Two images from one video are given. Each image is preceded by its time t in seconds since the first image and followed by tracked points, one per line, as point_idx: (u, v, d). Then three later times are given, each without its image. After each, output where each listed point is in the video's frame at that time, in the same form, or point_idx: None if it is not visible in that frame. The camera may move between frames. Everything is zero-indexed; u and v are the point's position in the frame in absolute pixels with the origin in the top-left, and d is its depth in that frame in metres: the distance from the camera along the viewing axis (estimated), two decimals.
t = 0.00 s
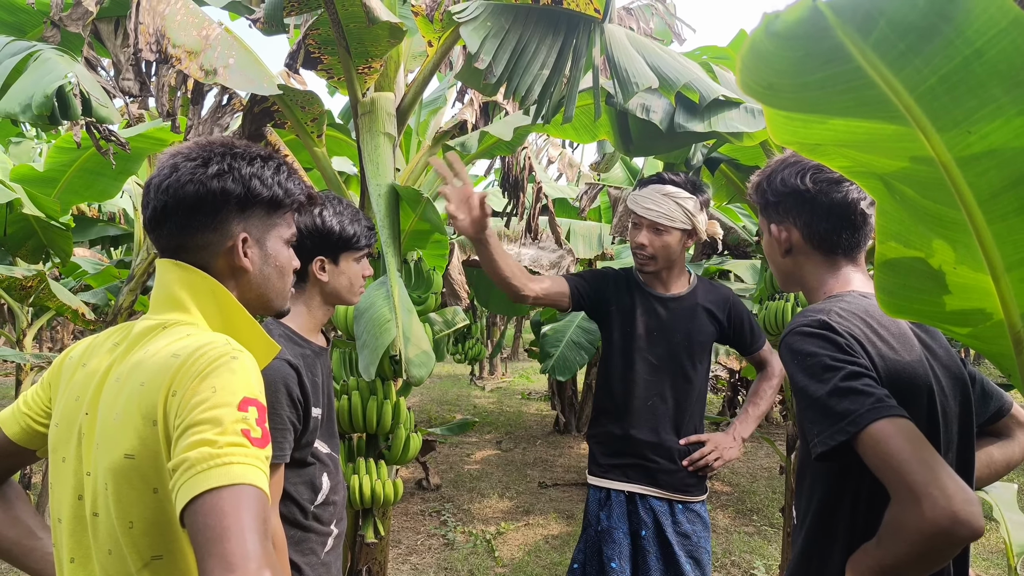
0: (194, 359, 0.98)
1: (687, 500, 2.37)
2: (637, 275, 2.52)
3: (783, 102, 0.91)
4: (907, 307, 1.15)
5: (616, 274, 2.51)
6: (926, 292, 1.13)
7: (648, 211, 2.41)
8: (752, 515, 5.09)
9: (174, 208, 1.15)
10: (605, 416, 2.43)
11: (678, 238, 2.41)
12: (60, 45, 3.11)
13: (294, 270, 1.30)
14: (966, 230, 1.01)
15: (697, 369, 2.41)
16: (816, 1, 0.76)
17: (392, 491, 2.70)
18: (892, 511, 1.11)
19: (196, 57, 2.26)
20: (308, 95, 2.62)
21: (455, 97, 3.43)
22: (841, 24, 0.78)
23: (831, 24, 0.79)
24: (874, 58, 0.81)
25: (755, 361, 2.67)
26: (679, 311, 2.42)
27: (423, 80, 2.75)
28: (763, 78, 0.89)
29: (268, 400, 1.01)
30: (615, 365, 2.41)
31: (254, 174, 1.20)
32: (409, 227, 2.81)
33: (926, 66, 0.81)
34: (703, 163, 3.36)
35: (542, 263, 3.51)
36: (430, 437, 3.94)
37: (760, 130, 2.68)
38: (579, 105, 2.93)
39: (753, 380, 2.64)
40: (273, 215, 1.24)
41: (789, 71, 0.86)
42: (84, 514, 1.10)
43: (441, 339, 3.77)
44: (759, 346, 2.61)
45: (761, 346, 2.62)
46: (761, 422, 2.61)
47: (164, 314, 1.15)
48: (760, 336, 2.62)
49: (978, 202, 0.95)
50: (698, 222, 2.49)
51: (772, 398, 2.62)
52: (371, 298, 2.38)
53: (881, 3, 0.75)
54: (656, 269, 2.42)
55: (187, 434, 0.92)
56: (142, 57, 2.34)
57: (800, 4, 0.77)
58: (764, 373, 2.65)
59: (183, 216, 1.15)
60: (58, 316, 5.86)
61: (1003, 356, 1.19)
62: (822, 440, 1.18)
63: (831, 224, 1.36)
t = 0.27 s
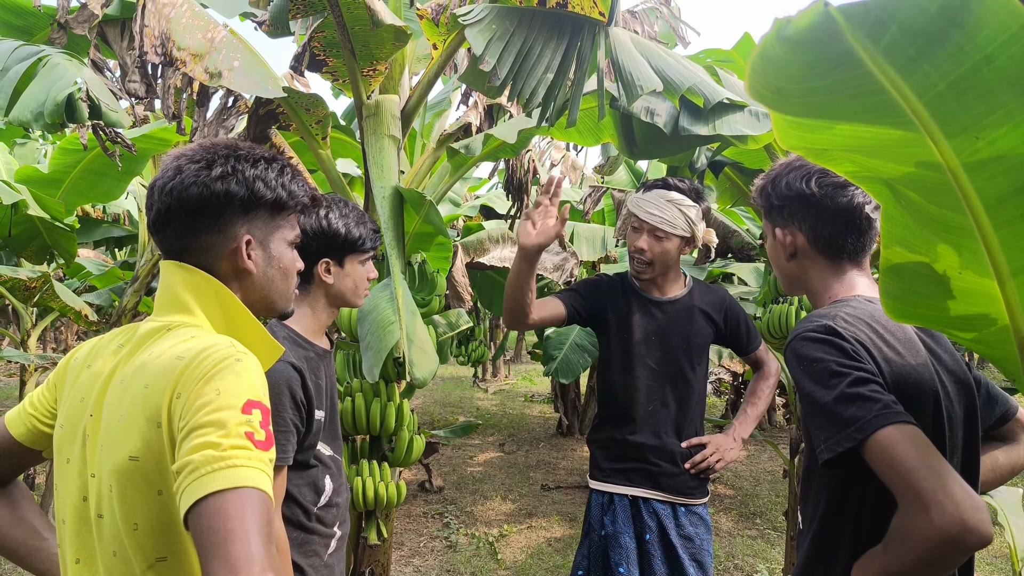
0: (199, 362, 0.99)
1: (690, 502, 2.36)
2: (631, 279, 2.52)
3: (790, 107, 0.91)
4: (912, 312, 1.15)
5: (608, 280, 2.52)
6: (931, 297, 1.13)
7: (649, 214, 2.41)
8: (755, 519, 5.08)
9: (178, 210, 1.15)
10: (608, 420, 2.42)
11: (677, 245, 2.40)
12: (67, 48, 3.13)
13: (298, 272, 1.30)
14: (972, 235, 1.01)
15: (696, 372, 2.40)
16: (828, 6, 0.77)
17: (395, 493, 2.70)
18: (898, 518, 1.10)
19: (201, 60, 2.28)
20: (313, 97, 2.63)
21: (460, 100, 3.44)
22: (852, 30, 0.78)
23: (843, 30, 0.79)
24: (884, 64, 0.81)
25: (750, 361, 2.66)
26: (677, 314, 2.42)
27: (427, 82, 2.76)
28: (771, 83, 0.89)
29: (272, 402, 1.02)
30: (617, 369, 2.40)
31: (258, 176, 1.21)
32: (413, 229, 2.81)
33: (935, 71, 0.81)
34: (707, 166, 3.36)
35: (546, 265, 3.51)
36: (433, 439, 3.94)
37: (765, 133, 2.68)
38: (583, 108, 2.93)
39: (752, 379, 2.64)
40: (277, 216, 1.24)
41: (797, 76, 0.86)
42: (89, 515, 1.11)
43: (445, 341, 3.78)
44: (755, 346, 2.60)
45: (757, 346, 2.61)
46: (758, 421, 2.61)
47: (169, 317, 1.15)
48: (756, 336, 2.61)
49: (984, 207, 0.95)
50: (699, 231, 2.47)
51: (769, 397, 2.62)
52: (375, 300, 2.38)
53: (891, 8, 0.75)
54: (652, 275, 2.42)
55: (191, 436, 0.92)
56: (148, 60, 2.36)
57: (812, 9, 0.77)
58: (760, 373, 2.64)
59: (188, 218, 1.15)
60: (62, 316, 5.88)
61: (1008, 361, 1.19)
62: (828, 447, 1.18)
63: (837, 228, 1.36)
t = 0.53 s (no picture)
0: (204, 368, 0.99)
1: (692, 505, 2.35)
2: (632, 282, 2.50)
3: (792, 111, 0.92)
4: (917, 314, 1.15)
5: (605, 288, 2.46)
6: (936, 300, 1.12)
7: (654, 204, 2.43)
8: (761, 522, 5.06)
9: (182, 216, 1.16)
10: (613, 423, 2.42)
11: (681, 236, 2.43)
12: (73, 54, 3.15)
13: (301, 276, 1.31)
14: (976, 238, 1.01)
15: (700, 374, 2.40)
16: (826, 12, 0.76)
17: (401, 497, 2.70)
18: (906, 522, 1.10)
19: (207, 66, 2.28)
20: (317, 102, 2.64)
21: (463, 104, 3.45)
22: (850, 35, 0.78)
23: (841, 34, 0.78)
24: (884, 68, 0.81)
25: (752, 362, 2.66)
26: (680, 317, 2.42)
27: (431, 86, 2.77)
28: (773, 88, 0.89)
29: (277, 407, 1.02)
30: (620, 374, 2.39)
31: (262, 181, 1.21)
32: (417, 233, 2.82)
33: (935, 75, 0.81)
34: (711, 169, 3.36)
35: (550, 268, 3.52)
36: (438, 442, 3.94)
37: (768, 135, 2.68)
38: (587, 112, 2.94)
39: (753, 380, 2.63)
40: (280, 221, 1.25)
41: (798, 81, 0.86)
42: (96, 521, 1.12)
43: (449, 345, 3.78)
44: (756, 347, 2.60)
45: (759, 347, 2.60)
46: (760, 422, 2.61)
47: (174, 322, 1.16)
48: (757, 337, 2.60)
49: (988, 209, 0.95)
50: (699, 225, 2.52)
51: (770, 399, 2.61)
52: (379, 304, 2.39)
53: (891, 13, 0.75)
54: (659, 266, 2.39)
55: (197, 442, 0.92)
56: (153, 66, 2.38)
57: (809, 15, 0.77)
58: (761, 373, 2.64)
59: (192, 224, 1.16)
60: (69, 321, 5.92)
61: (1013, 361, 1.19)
62: (836, 451, 1.17)
63: (842, 230, 1.36)
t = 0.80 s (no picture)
0: (212, 370, 1.00)
1: (698, 509, 2.35)
2: (634, 285, 2.50)
3: (802, 115, 0.92)
4: (926, 318, 1.15)
5: (603, 294, 2.44)
6: (944, 304, 1.12)
7: (655, 193, 2.46)
8: (766, 525, 5.04)
9: (189, 218, 1.17)
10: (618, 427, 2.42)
11: (682, 224, 2.45)
12: (82, 57, 3.18)
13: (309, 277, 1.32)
14: (986, 242, 1.01)
15: (702, 378, 2.40)
16: (840, 17, 0.76)
17: (406, 499, 2.71)
18: (915, 528, 1.10)
19: (214, 69, 2.29)
20: (324, 104, 2.66)
21: (469, 106, 3.46)
22: (864, 40, 0.78)
23: (855, 40, 0.79)
24: (895, 72, 0.81)
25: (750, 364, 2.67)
26: (684, 319, 2.42)
27: (437, 89, 2.78)
28: (783, 91, 0.89)
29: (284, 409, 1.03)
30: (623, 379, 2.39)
31: (267, 183, 1.22)
32: (423, 236, 2.82)
33: (947, 79, 0.81)
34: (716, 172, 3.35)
35: (555, 271, 3.52)
36: (443, 444, 3.95)
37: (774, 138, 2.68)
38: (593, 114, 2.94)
39: (752, 380, 2.64)
40: (287, 222, 1.25)
41: (809, 85, 0.86)
42: (104, 522, 1.12)
43: (455, 347, 3.79)
44: (756, 349, 2.60)
45: (758, 349, 2.62)
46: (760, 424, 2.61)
47: (183, 324, 1.16)
48: (757, 339, 2.61)
49: (997, 214, 0.95)
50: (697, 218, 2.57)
51: (769, 399, 2.62)
52: (385, 306, 2.39)
53: (904, 18, 0.75)
54: (665, 252, 2.38)
55: (205, 444, 0.93)
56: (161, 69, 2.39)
57: (824, 20, 0.77)
58: (759, 374, 2.65)
59: (199, 226, 1.17)
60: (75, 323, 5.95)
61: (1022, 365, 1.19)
62: (845, 455, 1.17)
63: (851, 233, 1.36)
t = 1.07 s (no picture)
0: (212, 370, 1.00)
1: (697, 507, 2.36)
2: (633, 281, 2.49)
3: (802, 113, 0.92)
4: (927, 314, 1.14)
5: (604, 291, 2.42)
6: (945, 300, 1.12)
7: (649, 188, 2.47)
8: (768, 523, 5.04)
9: (187, 218, 1.17)
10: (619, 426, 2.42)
11: (677, 216, 2.47)
12: (82, 59, 3.18)
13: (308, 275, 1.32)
14: (986, 238, 1.01)
15: (701, 374, 2.41)
16: (839, 13, 0.76)
17: (408, 498, 2.71)
18: (918, 525, 1.10)
19: (212, 70, 2.30)
20: (323, 104, 2.66)
21: (469, 106, 3.46)
22: (863, 36, 0.78)
23: (854, 36, 0.78)
24: (896, 69, 0.81)
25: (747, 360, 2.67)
26: (686, 316, 2.42)
27: (437, 88, 2.78)
28: (783, 89, 0.89)
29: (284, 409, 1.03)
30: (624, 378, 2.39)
31: (265, 182, 1.22)
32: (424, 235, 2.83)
33: (948, 76, 0.81)
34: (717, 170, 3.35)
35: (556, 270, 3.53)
36: (444, 443, 3.95)
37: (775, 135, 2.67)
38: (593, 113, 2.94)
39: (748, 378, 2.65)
40: (285, 221, 1.25)
41: (809, 82, 0.86)
42: (106, 523, 1.13)
43: (456, 347, 3.79)
44: (752, 345, 2.60)
45: (755, 345, 2.60)
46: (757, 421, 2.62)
47: (183, 325, 1.16)
48: (753, 336, 2.61)
49: (998, 209, 0.95)
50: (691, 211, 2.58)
51: (765, 396, 2.63)
52: (386, 306, 2.39)
53: (905, 14, 0.75)
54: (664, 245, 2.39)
55: (205, 444, 0.93)
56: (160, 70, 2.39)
57: (823, 17, 0.77)
58: (756, 371, 2.65)
59: (198, 226, 1.17)
60: (77, 324, 5.96)
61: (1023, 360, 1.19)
62: (847, 453, 1.17)
63: (854, 230, 1.36)
